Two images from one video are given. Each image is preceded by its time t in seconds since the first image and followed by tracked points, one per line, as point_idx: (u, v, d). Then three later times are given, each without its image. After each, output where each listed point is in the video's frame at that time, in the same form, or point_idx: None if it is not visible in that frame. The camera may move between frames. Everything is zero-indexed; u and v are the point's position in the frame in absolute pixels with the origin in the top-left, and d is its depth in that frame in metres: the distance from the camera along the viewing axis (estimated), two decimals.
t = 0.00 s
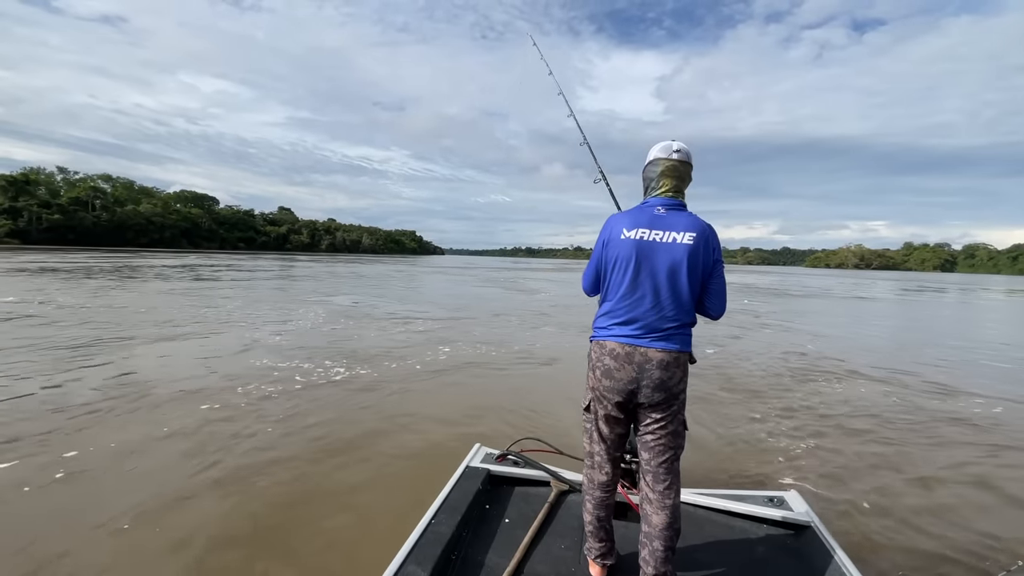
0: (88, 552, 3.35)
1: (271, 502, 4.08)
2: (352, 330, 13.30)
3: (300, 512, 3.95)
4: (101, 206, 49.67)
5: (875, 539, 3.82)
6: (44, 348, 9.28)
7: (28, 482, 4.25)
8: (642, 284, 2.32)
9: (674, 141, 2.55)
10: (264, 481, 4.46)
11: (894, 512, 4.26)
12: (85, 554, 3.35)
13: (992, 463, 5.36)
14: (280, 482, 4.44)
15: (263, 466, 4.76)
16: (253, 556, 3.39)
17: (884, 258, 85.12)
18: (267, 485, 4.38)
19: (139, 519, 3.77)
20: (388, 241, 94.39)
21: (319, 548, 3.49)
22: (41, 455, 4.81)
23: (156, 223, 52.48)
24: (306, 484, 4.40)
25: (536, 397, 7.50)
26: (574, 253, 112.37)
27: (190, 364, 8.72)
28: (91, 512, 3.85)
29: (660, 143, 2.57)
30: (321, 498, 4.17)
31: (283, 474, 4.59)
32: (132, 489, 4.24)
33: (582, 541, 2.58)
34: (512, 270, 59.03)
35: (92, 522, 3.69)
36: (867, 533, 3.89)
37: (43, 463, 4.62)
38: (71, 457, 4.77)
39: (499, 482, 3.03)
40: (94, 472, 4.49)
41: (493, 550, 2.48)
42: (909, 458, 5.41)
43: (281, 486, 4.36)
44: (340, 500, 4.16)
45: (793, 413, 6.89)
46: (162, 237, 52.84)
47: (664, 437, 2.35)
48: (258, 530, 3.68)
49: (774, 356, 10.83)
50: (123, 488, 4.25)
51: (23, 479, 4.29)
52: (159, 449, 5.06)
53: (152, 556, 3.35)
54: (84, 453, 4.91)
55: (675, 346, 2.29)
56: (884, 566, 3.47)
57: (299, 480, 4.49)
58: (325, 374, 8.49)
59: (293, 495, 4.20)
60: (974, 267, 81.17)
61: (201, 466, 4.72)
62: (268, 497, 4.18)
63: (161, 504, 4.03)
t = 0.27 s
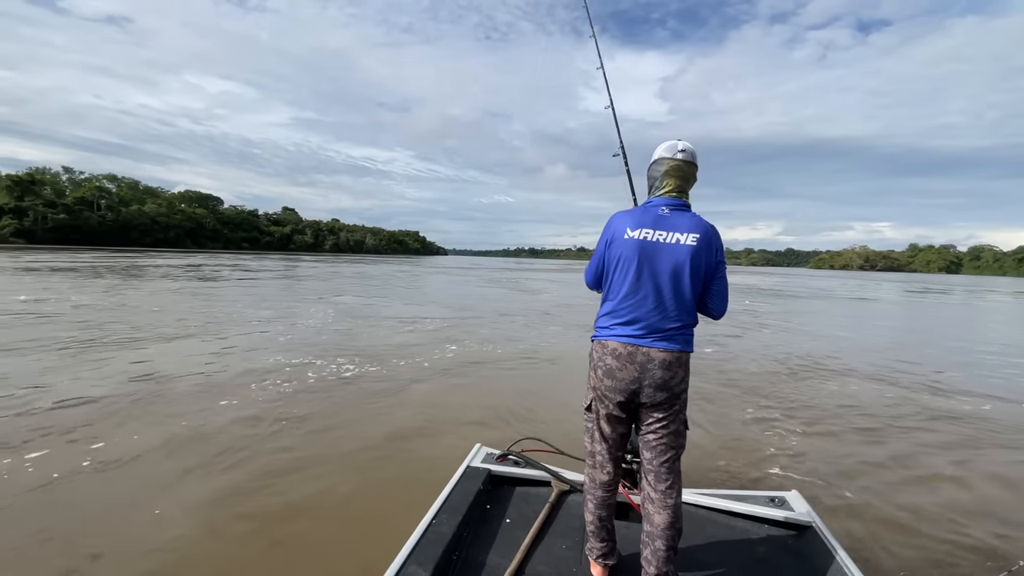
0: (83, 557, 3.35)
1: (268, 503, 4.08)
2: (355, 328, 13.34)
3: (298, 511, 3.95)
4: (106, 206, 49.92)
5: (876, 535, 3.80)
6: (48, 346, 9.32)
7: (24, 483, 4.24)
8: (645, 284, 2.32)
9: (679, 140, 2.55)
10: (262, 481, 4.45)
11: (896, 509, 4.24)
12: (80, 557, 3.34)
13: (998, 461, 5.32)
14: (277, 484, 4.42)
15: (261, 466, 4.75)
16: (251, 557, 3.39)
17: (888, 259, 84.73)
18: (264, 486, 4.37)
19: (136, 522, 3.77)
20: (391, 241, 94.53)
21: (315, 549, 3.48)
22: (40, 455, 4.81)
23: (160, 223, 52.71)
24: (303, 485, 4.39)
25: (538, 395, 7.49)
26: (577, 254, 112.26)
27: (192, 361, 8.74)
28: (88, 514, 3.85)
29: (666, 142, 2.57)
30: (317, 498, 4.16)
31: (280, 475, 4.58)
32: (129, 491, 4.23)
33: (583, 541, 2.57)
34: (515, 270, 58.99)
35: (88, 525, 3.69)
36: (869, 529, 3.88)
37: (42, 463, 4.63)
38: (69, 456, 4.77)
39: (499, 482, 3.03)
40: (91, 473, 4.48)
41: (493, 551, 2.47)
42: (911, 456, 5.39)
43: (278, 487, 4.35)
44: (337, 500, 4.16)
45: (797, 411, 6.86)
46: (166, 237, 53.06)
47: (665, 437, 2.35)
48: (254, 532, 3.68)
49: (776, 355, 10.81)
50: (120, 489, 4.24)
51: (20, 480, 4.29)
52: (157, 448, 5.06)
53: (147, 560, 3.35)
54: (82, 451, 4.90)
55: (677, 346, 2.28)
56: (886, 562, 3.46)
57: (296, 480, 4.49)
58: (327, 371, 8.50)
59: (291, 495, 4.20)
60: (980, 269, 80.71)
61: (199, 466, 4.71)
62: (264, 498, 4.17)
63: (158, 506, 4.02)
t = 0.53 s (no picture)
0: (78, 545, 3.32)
1: (267, 495, 4.05)
2: (358, 326, 13.38)
3: (296, 505, 3.92)
4: (112, 206, 50.26)
5: (880, 533, 3.77)
6: (53, 342, 9.38)
7: (24, 474, 4.24)
8: (647, 284, 2.32)
9: (679, 141, 2.54)
10: (260, 473, 4.43)
11: (901, 506, 4.21)
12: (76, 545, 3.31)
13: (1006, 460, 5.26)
14: (276, 476, 4.39)
15: (259, 459, 4.73)
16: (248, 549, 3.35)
17: (895, 260, 84.17)
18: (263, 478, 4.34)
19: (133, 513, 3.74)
20: (395, 241, 94.74)
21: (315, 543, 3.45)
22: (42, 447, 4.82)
23: (167, 223, 53.03)
24: (302, 478, 4.37)
25: (542, 394, 7.48)
26: (581, 254, 112.11)
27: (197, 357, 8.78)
28: (86, 505, 3.82)
29: (666, 143, 2.56)
30: (316, 492, 4.13)
31: (279, 467, 4.55)
32: (127, 481, 4.21)
33: (585, 542, 2.57)
34: (519, 270, 58.93)
35: (85, 516, 3.67)
36: (873, 526, 3.85)
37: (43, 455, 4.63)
38: (71, 449, 4.78)
39: (501, 482, 3.03)
40: (90, 464, 4.47)
41: (496, 551, 2.48)
42: (915, 454, 5.36)
43: (276, 479, 4.32)
44: (335, 494, 4.13)
45: (801, 411, 6.82)
46: (172, 237, 53.36)
47: (669, 437, 2.35)
48: (251, 524, 3.64)
49: (780, 355, 10.77)
50: (118, 479, 4.22)
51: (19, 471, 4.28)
52: (158, 441, 5.05)
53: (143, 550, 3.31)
54: (88, 444, 4.91)
55: (680, 347, 2.28)
56: (890, 559, 3.43)
57: (295, 473, 4.46)
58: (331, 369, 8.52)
59: (291, 488, 4.17)
60: (988, 270, 80.03)
61: (198, 458, 4.68)
62: (263, 490, 4.14)
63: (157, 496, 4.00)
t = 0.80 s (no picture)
0: (81, 542, 3.32)
1: (267, 493, 4.05)
2: (363, 325, 13.43)
3: (296, 502, 3.92)
4: (120, 207, 50.64)
5: (884, 531, 3.75)
6: (61, 340, 9.46)
7: (37, 468, 4.31)
8: (647, 285, 2.32)
9: (679, 142, 2.54)
10: (261, 471, 4.43)
11: (905, 505, 4.17)
12: (77, 543, 3.31)
13: (1012, 460, 5.23)
14: (276, 474, 4.39)
15: (261, 456, 4.74)
16: (246, 548, 3.35)
17: (902, 261, 83.58)
18: (263, 476, 4.34)
19: (134, 509, 3.75)
20: (400, 242, 94.97)
21: (315, 541, 3.45)
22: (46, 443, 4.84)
23: (174, 224, 53.40)
24: (302, 476, 4.37)
25: (545, 393, 7.49)
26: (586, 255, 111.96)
27: (202, 355, 8.84)
28: (88, 501, 3.83)
29: (665, 144, 2.56)
30: (316, 490, 4.13)
31: (279, 465, 4.55)
32: (129, 478, 4.22)
33: (587, 543, 2.56)
34: (523, 271, 58.94)
35: (86, 512, 3.67)
36: (877, 525, 3.83)
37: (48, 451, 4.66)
38: (74, 445, 4.79)
39: (502, 483, 3.03)
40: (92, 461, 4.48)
41: (498, 552, 2.48)
42: (920, 454, 5.32)
43: (276, 478, 4.32)
44: (335, 491, 4.13)
45: (806, 410, 6.80)
46: (179, 238, 53.73)
47: (670, 438, 2.34)
48: (251, 521, 3.64)
49: (785, 355, 10.72)
50: (119, 476, 4.23)
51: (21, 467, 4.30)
52: (161, 439, 5.07)
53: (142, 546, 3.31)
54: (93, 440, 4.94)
55: (681, 348, 2.28)
56: (894, 557, 3.40)
57: (295, 470, 4.46)
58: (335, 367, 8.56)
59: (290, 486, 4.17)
60: (997, 270, 79.31)
61: (200, 455, 4.70)
62: (263, 488, 4.14)
63: (158, 492, 4.01)
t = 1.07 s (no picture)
0: (80, 543, 3.33)
1: (267, 493, 4.06)
2: (366, 324, 13.46)
3: (298, 502, 3.94)
4: (127, 208, 50.96)
5: (888, 531, 3.72)
6: (67, 340, 9.52)
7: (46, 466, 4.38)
8: (646, 287, 2.32)
9: (678, 143, 2.54)
10: (262, 471, 4.44)
11: (910, 505, 4.15)
12: (79, 543, 3.33)
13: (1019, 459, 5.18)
14: (277, 474, 4.40)
15: (267, 455, 4.76)
16: (246, 547, 3.35)
17: (909, 261, 83.02)
18: (263, 476, 4.35)
19: (140, 508, 3.79)
20: (405, 243, 95.17)
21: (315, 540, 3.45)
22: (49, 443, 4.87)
23: (180, 225, 53.75)
24: (302, 476, 4.38)
25: (548, 392, 7.49)
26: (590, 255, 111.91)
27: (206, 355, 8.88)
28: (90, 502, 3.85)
29: (665, 146, 2.56)
30: (317, 489, 4.14)
31: (280, 465, 4.56)
32: (131, 479, 4.24)
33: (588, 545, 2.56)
34: (528, 272, 58.92)
35: (87, 513, 3.68)
36: (881, 524, 3.81)
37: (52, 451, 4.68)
38: (78, 446, 4.82)
39: (503, 485, 3.03)
40: (95, 462, 4.49)
41: (499, 553, 2.48)
42: (925, 452, 5.28)
43: (277, 477, 4.33)
44: (337, 490, 4.14)
45: (811, 409, 6.76)
46: (185, 239, 54.04)
47: (670, 440, 2.34)
48: (252, 521, 3.65)
49: (789, 354, 10.68)
50: (121, 478, 4.24)
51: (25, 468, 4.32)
52: (164, 439, 5.08)
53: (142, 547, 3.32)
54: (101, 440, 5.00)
55: (681, 349, 2.28)
56: (899, 557, 3.38)
57: (296, 470, 4.47)
58: (339, 366, 8.59)
59: (290, 486, 4.18)
60: (1005, 270, 78.69)
61: (201, 457, 4.71)
62: (263, 488, 4.14)
63: (159, 494, 4.02)
